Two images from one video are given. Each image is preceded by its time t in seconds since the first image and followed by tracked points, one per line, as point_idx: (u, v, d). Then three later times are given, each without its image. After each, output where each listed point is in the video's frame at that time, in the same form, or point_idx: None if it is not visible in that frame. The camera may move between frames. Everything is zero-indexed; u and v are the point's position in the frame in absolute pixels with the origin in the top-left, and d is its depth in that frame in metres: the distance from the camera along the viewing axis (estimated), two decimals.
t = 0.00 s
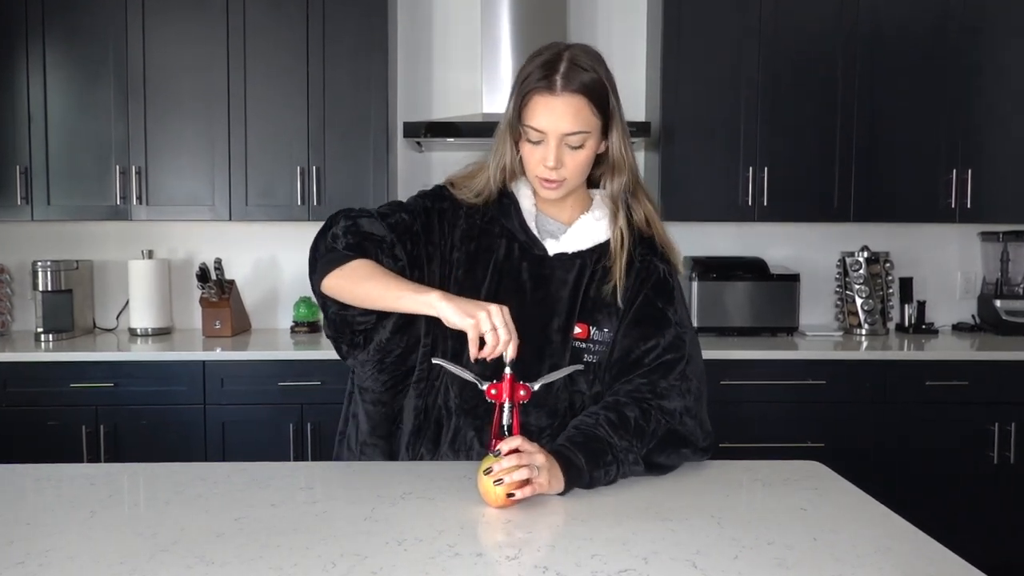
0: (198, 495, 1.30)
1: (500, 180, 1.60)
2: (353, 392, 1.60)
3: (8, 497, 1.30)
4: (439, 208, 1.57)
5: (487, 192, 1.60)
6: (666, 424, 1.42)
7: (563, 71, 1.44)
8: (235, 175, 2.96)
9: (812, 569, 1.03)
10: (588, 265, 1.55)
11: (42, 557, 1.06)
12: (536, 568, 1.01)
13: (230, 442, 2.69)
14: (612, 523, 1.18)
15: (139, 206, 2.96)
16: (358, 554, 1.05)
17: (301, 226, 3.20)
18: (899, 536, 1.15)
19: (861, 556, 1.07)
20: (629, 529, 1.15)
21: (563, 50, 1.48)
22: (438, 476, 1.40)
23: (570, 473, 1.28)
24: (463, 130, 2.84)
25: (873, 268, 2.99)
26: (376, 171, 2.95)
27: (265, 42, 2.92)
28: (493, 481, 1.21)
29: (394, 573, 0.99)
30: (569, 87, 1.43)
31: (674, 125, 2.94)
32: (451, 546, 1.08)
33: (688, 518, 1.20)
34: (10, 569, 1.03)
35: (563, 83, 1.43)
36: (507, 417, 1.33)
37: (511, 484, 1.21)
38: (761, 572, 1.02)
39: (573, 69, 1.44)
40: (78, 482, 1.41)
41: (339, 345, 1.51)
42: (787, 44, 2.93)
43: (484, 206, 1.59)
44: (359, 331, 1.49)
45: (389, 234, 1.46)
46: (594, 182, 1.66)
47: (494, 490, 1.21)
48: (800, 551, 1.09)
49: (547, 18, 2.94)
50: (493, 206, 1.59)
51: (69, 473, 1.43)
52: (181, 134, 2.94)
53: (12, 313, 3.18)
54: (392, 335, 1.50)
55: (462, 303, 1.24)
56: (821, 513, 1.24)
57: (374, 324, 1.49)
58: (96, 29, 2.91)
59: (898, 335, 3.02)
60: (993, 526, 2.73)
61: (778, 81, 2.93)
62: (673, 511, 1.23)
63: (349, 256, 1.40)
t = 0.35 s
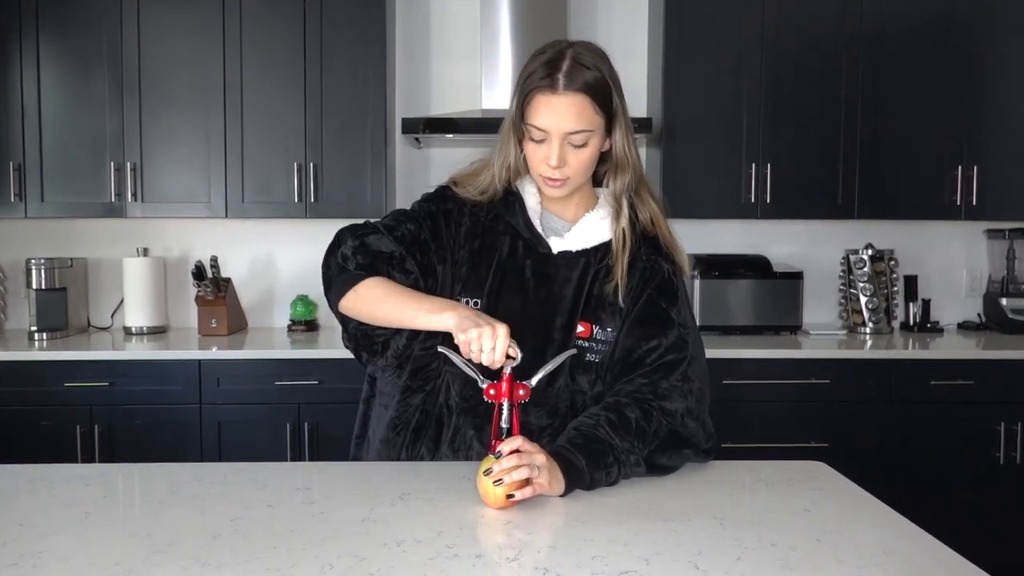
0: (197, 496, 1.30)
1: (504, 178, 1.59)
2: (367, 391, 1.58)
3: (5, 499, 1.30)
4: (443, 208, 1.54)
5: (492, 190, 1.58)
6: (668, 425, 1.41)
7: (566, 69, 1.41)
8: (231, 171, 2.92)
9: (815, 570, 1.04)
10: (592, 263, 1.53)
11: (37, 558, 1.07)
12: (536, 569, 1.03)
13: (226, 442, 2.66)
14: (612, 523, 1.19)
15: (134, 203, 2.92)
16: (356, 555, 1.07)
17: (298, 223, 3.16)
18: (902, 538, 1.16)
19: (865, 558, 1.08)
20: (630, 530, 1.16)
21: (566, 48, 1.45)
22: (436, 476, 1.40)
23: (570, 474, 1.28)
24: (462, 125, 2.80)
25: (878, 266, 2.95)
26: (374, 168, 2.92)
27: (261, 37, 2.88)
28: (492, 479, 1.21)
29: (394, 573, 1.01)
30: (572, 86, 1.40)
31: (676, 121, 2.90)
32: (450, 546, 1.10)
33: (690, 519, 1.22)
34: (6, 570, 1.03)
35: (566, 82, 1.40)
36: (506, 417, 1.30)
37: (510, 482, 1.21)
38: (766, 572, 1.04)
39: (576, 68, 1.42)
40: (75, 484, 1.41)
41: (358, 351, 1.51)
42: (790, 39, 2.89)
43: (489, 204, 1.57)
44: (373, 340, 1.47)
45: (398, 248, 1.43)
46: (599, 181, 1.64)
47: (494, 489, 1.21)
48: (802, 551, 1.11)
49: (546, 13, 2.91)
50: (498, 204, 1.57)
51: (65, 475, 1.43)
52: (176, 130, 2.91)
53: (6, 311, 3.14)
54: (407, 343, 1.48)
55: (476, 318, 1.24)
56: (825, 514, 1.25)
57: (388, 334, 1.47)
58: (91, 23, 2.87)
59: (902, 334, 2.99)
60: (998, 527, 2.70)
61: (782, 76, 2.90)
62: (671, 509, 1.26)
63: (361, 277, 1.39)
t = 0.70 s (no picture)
0: (193, 497, 1.30)
1: (507, 172, 1.56)
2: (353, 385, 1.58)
3: None
4: (445, 195, 1.54)
5: (495, 184, 1.56)
6: (671, 425, 1.38)
7: (568, 61, 1.39)
8: (226, 166, 2.88)
9: (818, 571, 1.04)
10: (595, 258, 1.50)
11: (30, 560, 1.07)
12: (536, 571, 1.02)
13: (221, 442, 2.62)
14: (614, 524, 1.18)
15: (128, 199, 2.88)
16: (353, 556, 1.07)
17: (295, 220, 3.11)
18: (908, 538, 1.16)
19: (871, 560, 1.08)
20: (631, 531, 1.16)
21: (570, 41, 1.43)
22: (433, 476, 1.39)
23: (572, 475, 1.25)
24: (461, 120, 2.76)
25: (883, 263, 2.91)
26: (372, 164, 2.87)
27: (257, 30, 2.84)
28: (492, 480, 1.19)
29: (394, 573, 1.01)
30: (575, 78, 1.38)
31: (678, 116, 2.86)
32: (449, 547, 1.09)
33: (694, 519, 1.21)
34: None
35: (568, 74, 1.38)
36: (508, 421, 1.25)
37: (510, 483, 1.18)
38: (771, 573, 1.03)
39: (579, 59, 1.39)
40: (71, 485, 1.41)
41: (339, 332, 1.52)
42: (794, 32, 2.85)
43: (492, 198, 1.55)
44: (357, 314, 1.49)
45: (394, 210, 1.44)
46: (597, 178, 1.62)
47: (494, 491, 1.19)
48: (806, 551, 1.11)
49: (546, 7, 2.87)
50: (500, 197, 1.55)
51: (59, 476, 1.42)
52: (170, 125, 2.86)
53: None
54: (390, 320, 1.51)
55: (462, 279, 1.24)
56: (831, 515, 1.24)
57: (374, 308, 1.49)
58: (83, 17, 2.83)
59: (908, 332, 2.95)
60: (1006, 528, 2.67)
61: (786, 69, 2.86)
62: (675, 512, 1.24)
63: (351, 228, 1.37)
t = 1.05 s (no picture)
0: (186, 497, 1.28)
1: (511, 166, 1.56)
2: (344, 387, 1.53)
3: None
4: (448, 193, 1.51)
5: (499, 179, 1.55)
6: (675, 427, 1.37)
7: (576, 54, 1.41)
8: (220, 161, 2.83)
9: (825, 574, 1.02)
10: (600, 258, 1.50)
11: (20, 562, 1.05)
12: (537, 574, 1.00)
13: (215, 442, 2.57)
14: (616, 527, 1.16)
15: (120, 194, 2.83)
16: (350, 559, 1.04)
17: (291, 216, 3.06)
18: (917, 542, 1.14)
19: (878, 563, 1.06)
20: (632, 533, 1.14)
21: (577, 32, 1.44)
22: (431, 477, 1.36)
23: (574, 478, 1.25)
24: (459, 114, 2.71)
25: (890, 260, 2.86)
26: (369, 158, 2.82)
27: (251, 22, 2.79)
28: (492, 482, 1.17)
29: None
30: (583, 70, 1.39)
31: (680, 110, 2.81)
32: (447, 550, 1.07)
33: (698, 522, 1.18)
34: None
35: (577, 65, 1.40)
36: (508, 421, 1.22)
37: (511, 484, 1.17)
38: None
39: (587, 52, 1.41)
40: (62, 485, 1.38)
41: (332, 333, 1.48)
42: (798, 24, 2.80)
43: (496, 193, 1.54)
44: (353, 316, 1.45)
45: (398, 209, 1.39)
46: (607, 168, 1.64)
47: (493, 492, 1.17)
48: (812, 554, 1.09)
49: None
50: (504, 194, 1.54)
51: (49, 477, 1.39)
52: (163, 118, 2.81)
53: None
54: (389, 323, 1.47)
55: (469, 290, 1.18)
56: (839, 518, 1.22)
57: (374, 310, 1.45)
58: (74, 8, 2.77)
59: (915, 330, 2.91)
60: (1016, 529, 2.62)
61: (790, 62, 2.81)
62: (680, 515, 1.21)
63: (354, 229, 1.31)
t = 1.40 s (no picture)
0: (180, 499, 1.25)
1: (518, 162, 1.50)
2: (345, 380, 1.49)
3: None
4: (452, 189, 1.46)
5: (506, 174, 1.50)
6: (679, 429, 1.35)
7: (580, 47, 1.36)
8: (214, 154, 2.77)
9: None
10: (607, 257, 1.45)
11: (8, 566, 1.03)
12: None
13: (208, 442, 2.52)
14: (618, 529, 1.14)
15: (112, 188, 2.77)
16: (347, 562, 1.03)
17: (288, 211, 3.01)
18: (925, 545, 1.11)
19: (885, 567, 1.04)
20: (633, 535, 1.12)
21: (581, 25, 1.39)
22: (430, 478, 1.34)
23: (575, 479, 1.23)
24: (457, 108, 2.66)
25: (898, 256, 2.81)
26: (366, 152, 2.77)
27: (244, 12, 2.73)
28: (489, 481, 1.16)
29: None
30: (588, 64, 1.35)
31: (683, 102, 2.76)
32: (445, 552, 1.05)
33: (701, 524, 1.16)
34: None
35: (581, 59, 1.35)
36: (505, 421, 1.22)
37: (508, 484, 1.15)
38: None
39: (591, 45, 1.36)
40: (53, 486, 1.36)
41: (334, 335, 1.42)
42: (804, 15, 2.75)
43: (502, 188, 1.49)
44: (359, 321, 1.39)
45: (404, 228, 1.34)
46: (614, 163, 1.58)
47: (491, 492, 1.15)
48: (818, 557, 1.07)
49: None
50: (511, 189, 1.49)
51: (39, 478, 1.36)
52: (155, 111, 2.75)
53: None
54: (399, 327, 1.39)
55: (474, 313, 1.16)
56: (846, 519, 1.19)
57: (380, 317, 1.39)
58: None
59: (923, 328, 2.86)
60: None
61: (796, 55, 2.75)
62: (683, 516, 1.19)
63: (362, 254, 1.30)
